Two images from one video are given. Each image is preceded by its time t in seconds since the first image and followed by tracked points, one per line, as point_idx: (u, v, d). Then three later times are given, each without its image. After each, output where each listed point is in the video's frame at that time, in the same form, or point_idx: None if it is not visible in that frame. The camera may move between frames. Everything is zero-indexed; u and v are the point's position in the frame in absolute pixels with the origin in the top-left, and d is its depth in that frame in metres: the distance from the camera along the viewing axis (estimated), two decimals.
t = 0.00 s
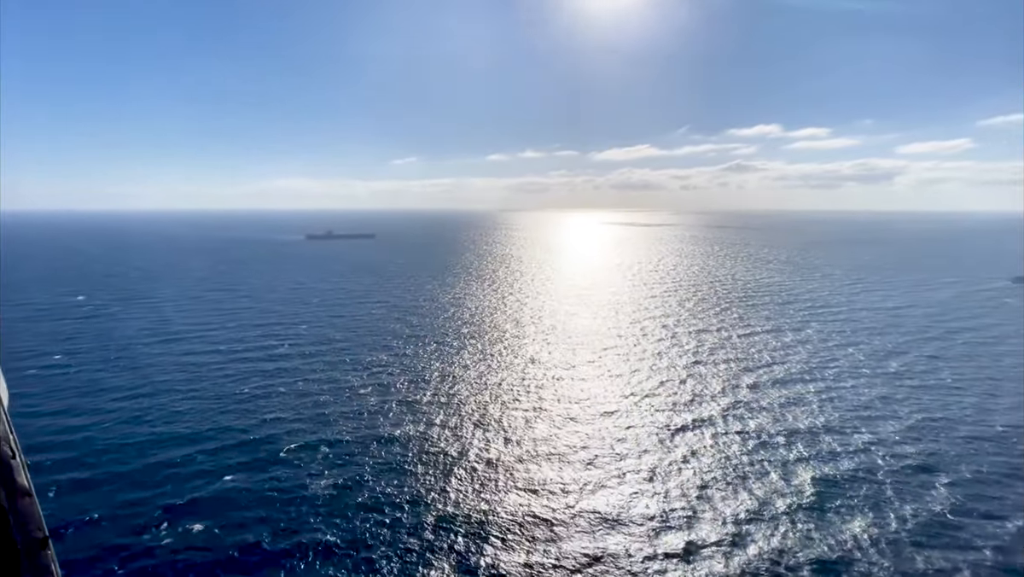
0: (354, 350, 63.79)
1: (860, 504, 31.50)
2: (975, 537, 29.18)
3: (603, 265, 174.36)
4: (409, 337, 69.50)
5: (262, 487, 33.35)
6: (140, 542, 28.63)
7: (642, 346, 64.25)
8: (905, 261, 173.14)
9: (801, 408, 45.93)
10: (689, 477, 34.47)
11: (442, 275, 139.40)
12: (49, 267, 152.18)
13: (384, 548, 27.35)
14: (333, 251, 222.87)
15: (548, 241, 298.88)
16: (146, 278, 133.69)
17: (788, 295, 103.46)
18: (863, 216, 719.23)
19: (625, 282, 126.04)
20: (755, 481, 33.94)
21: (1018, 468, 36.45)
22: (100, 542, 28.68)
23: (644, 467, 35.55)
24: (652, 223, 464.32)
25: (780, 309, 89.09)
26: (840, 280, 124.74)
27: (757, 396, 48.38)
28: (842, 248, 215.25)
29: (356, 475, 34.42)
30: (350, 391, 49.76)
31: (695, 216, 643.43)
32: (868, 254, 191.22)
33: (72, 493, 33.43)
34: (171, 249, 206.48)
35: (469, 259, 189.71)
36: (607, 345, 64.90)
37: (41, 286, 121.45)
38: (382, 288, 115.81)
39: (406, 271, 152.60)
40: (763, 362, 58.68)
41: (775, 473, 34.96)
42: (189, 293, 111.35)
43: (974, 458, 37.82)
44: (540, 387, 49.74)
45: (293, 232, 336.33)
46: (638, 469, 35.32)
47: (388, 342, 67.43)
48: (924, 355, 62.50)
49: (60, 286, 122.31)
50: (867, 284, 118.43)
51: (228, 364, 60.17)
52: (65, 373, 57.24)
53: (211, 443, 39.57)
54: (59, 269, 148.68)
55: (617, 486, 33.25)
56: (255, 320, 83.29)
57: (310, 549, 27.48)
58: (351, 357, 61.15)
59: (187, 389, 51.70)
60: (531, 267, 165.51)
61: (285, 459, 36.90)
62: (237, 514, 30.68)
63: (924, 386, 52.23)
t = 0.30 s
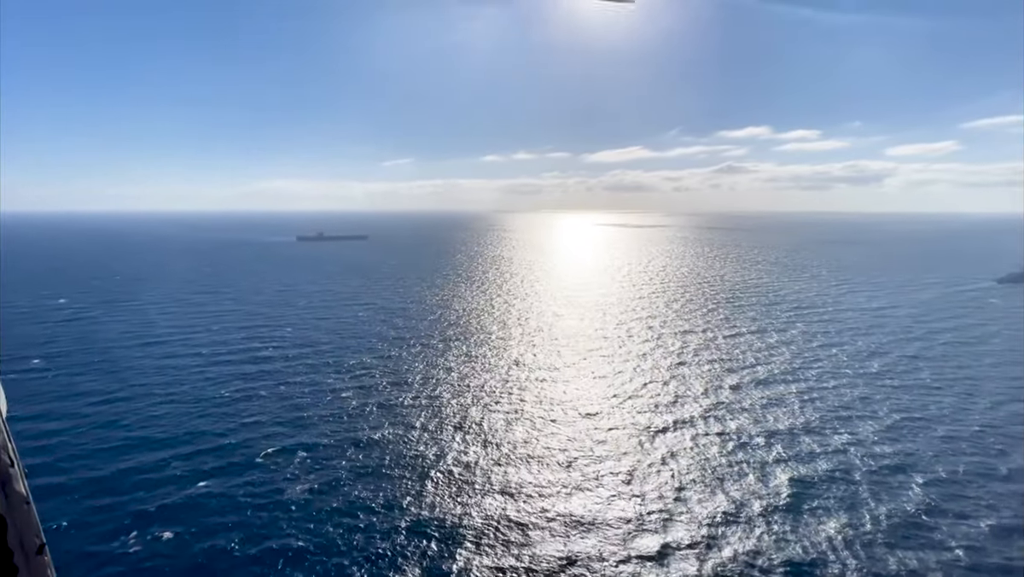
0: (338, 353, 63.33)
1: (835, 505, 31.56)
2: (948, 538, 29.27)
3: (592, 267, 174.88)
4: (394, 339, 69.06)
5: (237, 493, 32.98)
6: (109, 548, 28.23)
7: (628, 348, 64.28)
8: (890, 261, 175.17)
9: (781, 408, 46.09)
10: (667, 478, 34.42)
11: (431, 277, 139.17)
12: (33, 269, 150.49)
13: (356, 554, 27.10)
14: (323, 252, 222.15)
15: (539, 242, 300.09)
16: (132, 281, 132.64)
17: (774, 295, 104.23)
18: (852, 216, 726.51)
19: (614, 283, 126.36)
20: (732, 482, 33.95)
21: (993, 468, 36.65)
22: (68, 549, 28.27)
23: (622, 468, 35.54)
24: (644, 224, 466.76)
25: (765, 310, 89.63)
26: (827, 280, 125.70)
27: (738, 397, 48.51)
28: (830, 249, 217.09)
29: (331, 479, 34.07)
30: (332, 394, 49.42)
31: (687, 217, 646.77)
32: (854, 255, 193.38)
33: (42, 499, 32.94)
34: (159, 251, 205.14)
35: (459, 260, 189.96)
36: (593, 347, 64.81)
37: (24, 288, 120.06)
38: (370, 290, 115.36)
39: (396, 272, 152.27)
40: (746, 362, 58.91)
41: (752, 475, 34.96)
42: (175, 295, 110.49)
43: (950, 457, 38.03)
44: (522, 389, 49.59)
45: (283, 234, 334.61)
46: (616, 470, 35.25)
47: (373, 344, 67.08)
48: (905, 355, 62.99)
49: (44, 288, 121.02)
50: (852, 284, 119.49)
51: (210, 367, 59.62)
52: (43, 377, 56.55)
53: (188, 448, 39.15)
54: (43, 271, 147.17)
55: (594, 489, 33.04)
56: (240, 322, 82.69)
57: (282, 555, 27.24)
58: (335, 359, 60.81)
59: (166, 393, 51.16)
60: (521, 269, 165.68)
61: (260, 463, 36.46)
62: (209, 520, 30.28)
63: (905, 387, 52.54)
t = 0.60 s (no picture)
0: (322, 355, 62.88)
1: (811, 504, 31.61)
2: (921, 536, 29.38)
3: (584, 267, 175.00)
4: (380, 340, 68.77)
5: (211, 498, 32.68)
6: (78, 554, 27.90)
7: (613, 348, 64.26)
8: (878, 260, 176.29)
9: (763, 407, 46.21)
10: (647, 478, 34.36)
11: (421, 277, 138.83)
12: (18, 271, 149.00)
13: (329, 558, 26.89)
14: (314, 254, 221.02)
15: (532, 242, 300.19)
16: (119, 283, 131.69)
17: (762, 295, 104.64)
18: (843, 216, 730.39)
19: (603, 284, 126.49)
20: (710, 482, 33.95)
21: (970, 466, 36.82)
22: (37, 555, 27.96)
23: (602, 468, 35.49)
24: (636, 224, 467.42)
25: (752, 309, 89.95)
26: (814, 280, 126.35)
27: (721, 396, 48.59)
28: (819, 248, 218.09)
29: (308, 483, 33.78)
30: (314, 396, 49.13)
31: (679, 216, 648.62)
32: (843, 254, 194.53)
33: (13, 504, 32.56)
34: (146, 253, 203.57)
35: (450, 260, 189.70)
36: (579, 347, 64.68)
37: (8, 291, 118.92)
38: (359, 291, 114.89)
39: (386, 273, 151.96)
40: (730, 362, 59.06)
41: (731, 474, 34.99)
42: (161, 298, 109.51)
43: (928, 455, 38.19)
44: (506, 389, 49.39)
45: (274, 235, 332.85)
46: (596, 471, 35.14)
47: (358, 345, 66.80)
48: (888, 354, 63.33)
49: (28, 291, 119.89)
50: (840, 283, 120.15)
51: (193, 369, 59.21)
52: (21, 381, 55.97)
53: (165, 451, 38.82)
54: (28, 273, 145.80)
55: (573, 490, 32.91)
56: (225, 325, 82.20)
57: (253, 561, 26.95)
58: (319, 361, 60.49)
59: (146, 396, 50.74)
60: (512, 269, 165.55)
61: (236, 468, 36.11)
62: (182, 526, 29.97)
63: (886, 386, 52.80)
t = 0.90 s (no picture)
0: (307, 357, 62.44)
1: (788, 502, 31.68)
2: (894, 532, 29.50)
3: (575, 266, 175.04)
4: (365, 342, 68.39)
5: (187, 502, 32.44)
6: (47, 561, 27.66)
7: (601, 348, 64.13)
8: (868, 258, 177.09)
9: (745, 405, 46.24)
10: (626, 477, 34.35)
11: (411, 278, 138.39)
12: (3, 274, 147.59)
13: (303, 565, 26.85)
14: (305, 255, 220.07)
15: (524, 241, 299.99)
16: (105, 285, 130.63)
17: (750, 293, 104.89)
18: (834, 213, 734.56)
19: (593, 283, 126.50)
20: (689, 480, 33.96)
21: (948, 462, 36.92)
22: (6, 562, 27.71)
23: (581, 467, 35.47)
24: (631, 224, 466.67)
25: (740, 307, 90.15)
26: (804, 278, 126.72)
27: (704, 394, 48.62)
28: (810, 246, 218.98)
29: (284, 487, 33.60)
30: (296, 398, 48.80)
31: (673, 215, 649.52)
32: (833, 252, 195.38)
33: None
34: (134, 255, 201.97)
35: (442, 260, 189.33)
36: (566, 347, 64.50)
37: None
38: (348, 292, 114.29)
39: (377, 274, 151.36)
40: (715, 360, 59.13)
41: (710, 472, 35.03)
42: (147, 300, 108.65)
43: (907, 451, 38.29)
44: (489, 390, 49.18)
45: (265, 236, 331.21)
46: (576, 470, 35.08)
47: (344, 347, 66.45)
48: (872, 352, 63.55)
49: (13, 294, 118.76)
50: (828, 281, 120.57)
51: (175, 372, 58.73)
52: None
53: (142, 455, 38.48)
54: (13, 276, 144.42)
55: (552, 490, 32.83)
56: (210, 327, 81.64)
57: (226, 568, 26.90)
58: (304, 363, 60.11)
59: (126, 399, 50.29)
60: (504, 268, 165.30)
61: (214, 471, 35.84)
62: (155, 532, 29.73)
63: (869, 383, 52.98)
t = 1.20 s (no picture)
0: (293, 358, 62.11)
1: (766, 498, 31.76)
2: (871, 526, 29.54)
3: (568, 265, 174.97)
4: (352, 343, 68.12)
5: (163, 506, 32.33)
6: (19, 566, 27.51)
7: (589, 346, 64.04)
8: (859, 254, 177.61)
9: (730, 401, 46.27)
10: (606, 475, 34.37)
11: (402, 278, 137.83)
12: None
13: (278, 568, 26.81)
14: (296, 255, 219.10)
15: (518, 240, 299.56)
16: (93, 287, 129.69)
17: (741, 290, 105.00)
18: (827, 210, 738.01)
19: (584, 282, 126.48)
20: (669, 477, 33.96)
21: (928, 457, 36.98)
22: None
23: (563, 466, 35.46)
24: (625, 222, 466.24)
25: (729, 304, 90.30)
26: (794, 275, 126.99)
27: (689, 391, 48.65)
28: (802, 244, 219.28)
29: (262, 491, 33.46)
30: (280, 401, 48.61)
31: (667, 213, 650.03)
32: (825, 249, 195.76)
33: None
34: (124, 257, 200.49)
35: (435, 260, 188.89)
36: (553, 346, 64.36)
37: None
38: (338, 292, 113.78)
39: (368, 274, 150.72)
40: (701, 357, 59.23)
41: (691, 469, 35.04)
42: (134, 302, 107.80)
43: (887, 446, 38.45)
44: (474, 390, 49.04)
45: (257, 237, 329.40)
46: (557, 469, 35.04)
47: (331, 348, 66.21)
48: (858, 348, 63.68)
49: None
50: (818, 278, 120.90)
51: (159, 374, 58.37)
52: None
53: (121, 459, 38.28)
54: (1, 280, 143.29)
55: (532, 490, 32.73)
56: (197, 328, 81.17)
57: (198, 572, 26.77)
58: (289, 365, 59.85)
59: (108, 402, 49.98)
60: (496, 267, 164.84)
61: (192, 476, 35.67)
62: (130, 536, 29.62)
63: (852, 379, 53.14)
